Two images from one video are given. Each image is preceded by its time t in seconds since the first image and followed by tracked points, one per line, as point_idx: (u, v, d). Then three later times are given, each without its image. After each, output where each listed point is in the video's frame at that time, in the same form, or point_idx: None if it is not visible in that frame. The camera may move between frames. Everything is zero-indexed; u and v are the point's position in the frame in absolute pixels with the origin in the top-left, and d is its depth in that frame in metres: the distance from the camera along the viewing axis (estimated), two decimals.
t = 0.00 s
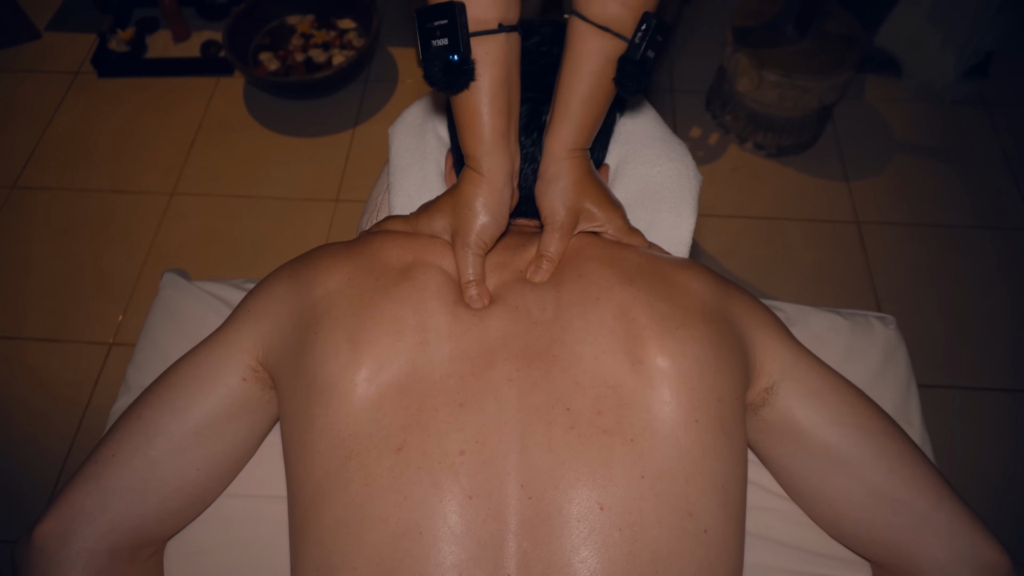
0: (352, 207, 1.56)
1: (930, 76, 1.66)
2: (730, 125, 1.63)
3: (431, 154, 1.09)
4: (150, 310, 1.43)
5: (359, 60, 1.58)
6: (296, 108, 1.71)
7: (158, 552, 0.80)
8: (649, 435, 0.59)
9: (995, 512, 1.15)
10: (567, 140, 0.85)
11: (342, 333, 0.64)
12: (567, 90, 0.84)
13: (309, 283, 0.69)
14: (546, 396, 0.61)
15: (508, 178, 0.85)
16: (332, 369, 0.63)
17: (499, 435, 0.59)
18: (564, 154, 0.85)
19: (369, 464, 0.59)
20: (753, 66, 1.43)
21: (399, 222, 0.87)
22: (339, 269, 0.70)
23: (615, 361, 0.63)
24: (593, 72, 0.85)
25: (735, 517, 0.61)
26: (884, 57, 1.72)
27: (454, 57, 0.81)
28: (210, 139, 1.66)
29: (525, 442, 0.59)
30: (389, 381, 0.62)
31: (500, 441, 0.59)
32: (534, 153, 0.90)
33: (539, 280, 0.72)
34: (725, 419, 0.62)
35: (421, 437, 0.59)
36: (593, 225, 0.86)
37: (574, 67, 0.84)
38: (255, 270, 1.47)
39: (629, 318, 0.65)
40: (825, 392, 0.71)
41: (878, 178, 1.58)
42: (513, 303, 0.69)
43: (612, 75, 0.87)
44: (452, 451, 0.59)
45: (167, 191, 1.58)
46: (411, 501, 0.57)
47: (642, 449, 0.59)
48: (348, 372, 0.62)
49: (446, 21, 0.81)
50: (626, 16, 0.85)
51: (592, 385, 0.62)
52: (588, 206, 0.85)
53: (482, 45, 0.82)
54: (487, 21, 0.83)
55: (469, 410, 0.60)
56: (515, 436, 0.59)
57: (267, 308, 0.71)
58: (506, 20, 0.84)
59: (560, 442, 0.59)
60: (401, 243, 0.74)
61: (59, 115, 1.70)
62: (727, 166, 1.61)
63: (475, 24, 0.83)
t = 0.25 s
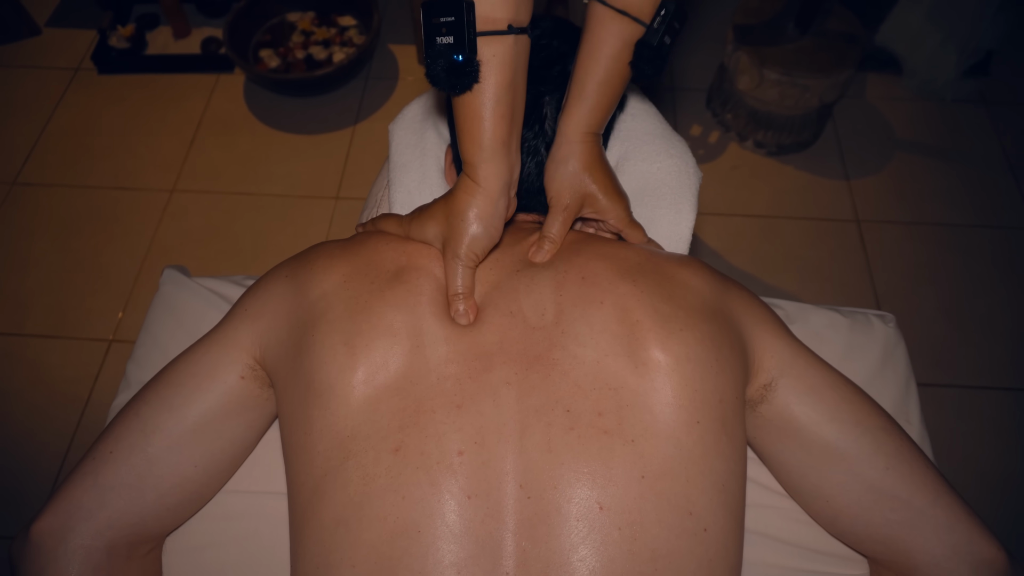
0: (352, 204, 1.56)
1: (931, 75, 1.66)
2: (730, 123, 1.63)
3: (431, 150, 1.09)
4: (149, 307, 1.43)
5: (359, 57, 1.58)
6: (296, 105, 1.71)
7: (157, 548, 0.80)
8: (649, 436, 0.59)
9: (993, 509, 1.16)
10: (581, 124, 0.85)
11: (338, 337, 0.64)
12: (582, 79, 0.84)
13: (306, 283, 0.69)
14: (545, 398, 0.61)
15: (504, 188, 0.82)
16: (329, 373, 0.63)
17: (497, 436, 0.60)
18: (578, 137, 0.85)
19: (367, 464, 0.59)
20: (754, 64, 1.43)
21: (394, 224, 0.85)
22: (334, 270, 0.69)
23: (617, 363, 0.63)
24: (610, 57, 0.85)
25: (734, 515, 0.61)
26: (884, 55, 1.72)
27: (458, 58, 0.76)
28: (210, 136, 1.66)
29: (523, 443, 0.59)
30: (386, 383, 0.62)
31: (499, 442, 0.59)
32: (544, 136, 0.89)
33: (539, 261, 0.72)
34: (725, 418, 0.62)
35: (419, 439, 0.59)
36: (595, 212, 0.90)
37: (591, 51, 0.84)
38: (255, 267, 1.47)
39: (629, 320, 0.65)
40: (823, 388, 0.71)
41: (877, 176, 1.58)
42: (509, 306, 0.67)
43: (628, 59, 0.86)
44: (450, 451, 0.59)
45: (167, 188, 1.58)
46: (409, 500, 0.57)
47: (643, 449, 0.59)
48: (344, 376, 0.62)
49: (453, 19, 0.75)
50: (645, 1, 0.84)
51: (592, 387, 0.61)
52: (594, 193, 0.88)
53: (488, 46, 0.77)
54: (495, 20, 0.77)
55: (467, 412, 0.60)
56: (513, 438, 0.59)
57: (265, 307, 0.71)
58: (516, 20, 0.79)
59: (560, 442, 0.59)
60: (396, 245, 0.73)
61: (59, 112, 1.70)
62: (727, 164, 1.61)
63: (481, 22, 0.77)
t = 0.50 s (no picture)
0: (352, 203, 1.56)
1: (931, 74, 1.66)
2: (731, 122, 1.63)
3: (432, 148, 1.09)
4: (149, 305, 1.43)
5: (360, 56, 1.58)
6: (297, 103, 1.71)
7: (158, 545, 0.80)
8: (651, 435, 0.59)
9: (992, 508, 1.16)
10: (591, 116, 0.87)
11: (337, 337, 0.64)
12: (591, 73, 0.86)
13: (306, 282, 0.69)
14: (546, 398, 0.61)
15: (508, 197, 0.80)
16: (328, 373, 0.63)
17: (497, 435, 0.60)
18: (587, 129, 0.87)
19: (368, 463, 0.59)
20: (755, 63, 1.43)
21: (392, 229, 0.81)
22: (333, 269, 0.69)
23: (619, 364, 0.63)
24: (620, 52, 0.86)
25: (734, 514, 0.61)
26: (885, 54, 1.72)
27: (460, 62, 0.73)
28: (210, 134, 1.66)
29: (524, 443, 0.59)
30: (386, 383, 0.62)
31: (500, 441, 0.59)
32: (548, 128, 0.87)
33: (533, 246, 0.75)
34: (726, 418, 0.63)
35: (419, 438, 0.59)
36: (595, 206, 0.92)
37: (604, 43, 0.85)
38: (255, 265, 1.47)
39: (631, 321, 0.65)
40: (823, 386, 0.71)
41: (877, 175, 1.58)
42: (509, 307, 0.68)
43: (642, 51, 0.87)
44: (450, 450, 0.59)
45: (167, 186, 1.58)
46: (410, 499, 0.57)
47: (644, 450, 0.59)
48: (344, 375, 0.62)
49: (455, 23, 0.72)
50: None
51: (592, 387, 0.62)
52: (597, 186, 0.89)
53: (490, 52, 0.75)
54: (499, 25, 0.75)
55: (467, 412, 0.60)
56: (514, 437, 0.60)
57: (264, 305, 0.71)
58: (520, 27, 0.77)
59: (561, 442, 0.59)
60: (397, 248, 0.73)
61: (59, 110, 1.70)
62: (727, 163, 1.61)
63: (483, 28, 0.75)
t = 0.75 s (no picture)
0: (352, 202, 1.56)
1: (933, 73, 1.66)
2: (732, 121, 1.63)
3: (433, 148, 1.09)
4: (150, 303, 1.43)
5: (361, 54, 1.58)
6: (298, 102, 1.71)
7: (159, 543, 0.80)
8: (651, 434, 0.59)
9: (992, 507, 1.16)
10: (574, 136, 0.87)
11: (341, 327, 0.64)
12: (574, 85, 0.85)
13: (309, 275, 0.70)
14: (546, 394, 0.61)
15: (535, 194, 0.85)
16: (331, 362, 0.63)
17: (497, 430, 0.60)
18: (571, 150, 0.88)
19: (369, 456, 0.59)
20: (756, 63, 1.43)
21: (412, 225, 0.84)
22: (338, 263, 0.69)
23: (620, 363, 0.63)
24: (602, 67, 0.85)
25: (735, 513, 0.61)
26: (886, 53, 1.72)
27: (483, 78, 0.79)
28: (211, 132, 1.66)
29: (524, 440, 0.59)
30: (389, 373, 0.62)
31: (499, 436, 0.59)
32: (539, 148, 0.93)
33: (529, 264, 0.72)
34: (727, 418, 0.63)
35: (421, 431, 0.59)
36: (593, 224, 0.89)
37: (583, 61, 0.85)
38: (256, 264, 1.48)
39: (633, 320, 0.64)
40: (824, 385, 0.71)
41: (878, 175, 1.57)
42: (509, 302, 0.68)
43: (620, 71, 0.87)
44: (451, 445, 0.59)
45: (168, 185, 1.58)
46: (410, 494, 0.57)
47: (645, 448, 0.59)
48: (347, 365, 0.62)
49: (474, 43, 0.78)
50: (637, 13, 0.84)
51: (594, 385, 0.62)
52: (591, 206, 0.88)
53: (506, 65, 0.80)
54: (512, 41, 0.80)
55: (467, 405, 0.60)
56: (514, 433, 0.60)
57: (266, 302, 0.71)
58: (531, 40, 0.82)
59: (560, 439, 0.59)
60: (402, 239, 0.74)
61: (60, 108, 1.70)
62: (728, 162, 1.61)
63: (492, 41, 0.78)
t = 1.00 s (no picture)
0: (354, 201, 1.56)
1: (935, 73, 1.66)
2: (733, 121, 1.63)
3: (434, 147, 1.09)
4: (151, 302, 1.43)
5: (362, 54, 1.58)
6: (299, 101, 1.71)
7: (160, 542, 0.81)
8: (652, 435, 0.59)
9: (993, 508, 1.16)
10: (559, 147, 0.86)
11: (347, 317, 0.65)
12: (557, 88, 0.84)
13: (313, 270, 0.70)
14: (546, 392, 0.61)
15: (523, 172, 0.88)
16: (336, 351, 0.63)
17: (498, 426, 0.60)
18: (557, 160, 0.87)
19: (372, 450, 0.59)
20: (757, 63, 1.43)
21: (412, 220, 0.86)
22: (345, 256, 0.70)
23: (620, 363, 0.63)
24: (580, 74, 0.84)
25: (735, 513, 0.61)
26: (888, 54, 1.72)
27: (465, 60, 0.83)
28: (213, 131, 1.66)
29: (525, 438, 0.59)
30: (393, 364, 0.63)
31: (499, 432, 0.59)
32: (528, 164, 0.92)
33: (534, 281, 0.70)
34: (728, 419, 0.62)
35: (423, 424, 0.60)
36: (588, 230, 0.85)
37: (561, 71, 0.84)
38: (257, 263, 1.48)
39: (634, 322, 0.64)
40: (826, 386, 0.71)
41: (880, 175, 1.57)
42: (511, 294, 0.68)
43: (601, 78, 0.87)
44: (452, 440, 0.59)
45: (169, 184, 1.58)
46: (412, 489, 0.57)
47: (646, 448, 0.59)
48: (351, 356, 0.63)
49: (455, 28, 0.82)
50: (614, 19, 0.85)
51: (595, 385, 0.62)
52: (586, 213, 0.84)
53: (488, 49, 0.84)
54: (489, 25, 0.84)
55: (469, 396, 0.61)
56: (515, 431, 0.60)
57: (269, 298, 0.71)
58: (507, 25, 0.86)
59: (561, 438, 0.59)
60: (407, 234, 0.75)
61: (62, 107, 1.70)
62: (730, 162, 1.60)
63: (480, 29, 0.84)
